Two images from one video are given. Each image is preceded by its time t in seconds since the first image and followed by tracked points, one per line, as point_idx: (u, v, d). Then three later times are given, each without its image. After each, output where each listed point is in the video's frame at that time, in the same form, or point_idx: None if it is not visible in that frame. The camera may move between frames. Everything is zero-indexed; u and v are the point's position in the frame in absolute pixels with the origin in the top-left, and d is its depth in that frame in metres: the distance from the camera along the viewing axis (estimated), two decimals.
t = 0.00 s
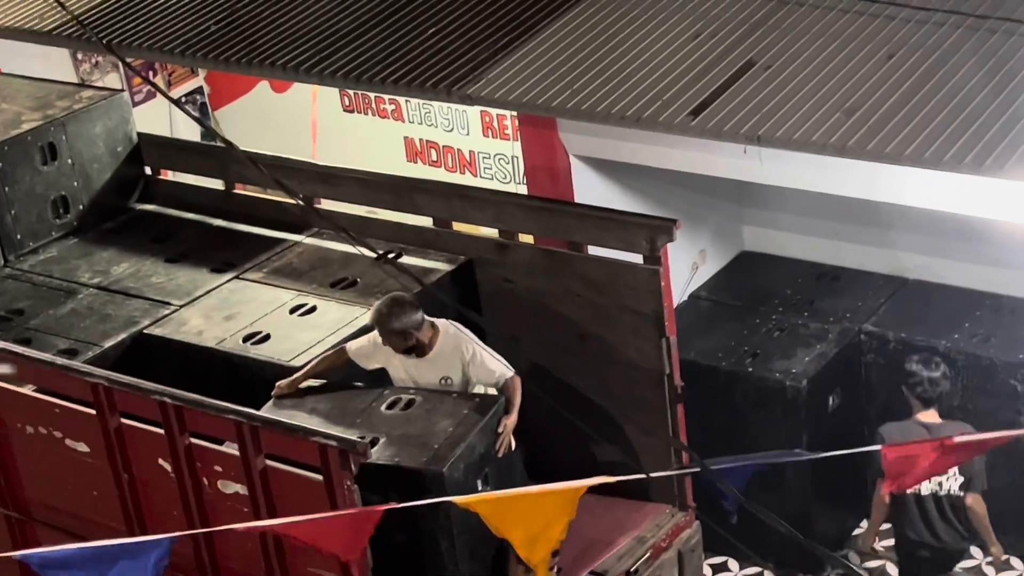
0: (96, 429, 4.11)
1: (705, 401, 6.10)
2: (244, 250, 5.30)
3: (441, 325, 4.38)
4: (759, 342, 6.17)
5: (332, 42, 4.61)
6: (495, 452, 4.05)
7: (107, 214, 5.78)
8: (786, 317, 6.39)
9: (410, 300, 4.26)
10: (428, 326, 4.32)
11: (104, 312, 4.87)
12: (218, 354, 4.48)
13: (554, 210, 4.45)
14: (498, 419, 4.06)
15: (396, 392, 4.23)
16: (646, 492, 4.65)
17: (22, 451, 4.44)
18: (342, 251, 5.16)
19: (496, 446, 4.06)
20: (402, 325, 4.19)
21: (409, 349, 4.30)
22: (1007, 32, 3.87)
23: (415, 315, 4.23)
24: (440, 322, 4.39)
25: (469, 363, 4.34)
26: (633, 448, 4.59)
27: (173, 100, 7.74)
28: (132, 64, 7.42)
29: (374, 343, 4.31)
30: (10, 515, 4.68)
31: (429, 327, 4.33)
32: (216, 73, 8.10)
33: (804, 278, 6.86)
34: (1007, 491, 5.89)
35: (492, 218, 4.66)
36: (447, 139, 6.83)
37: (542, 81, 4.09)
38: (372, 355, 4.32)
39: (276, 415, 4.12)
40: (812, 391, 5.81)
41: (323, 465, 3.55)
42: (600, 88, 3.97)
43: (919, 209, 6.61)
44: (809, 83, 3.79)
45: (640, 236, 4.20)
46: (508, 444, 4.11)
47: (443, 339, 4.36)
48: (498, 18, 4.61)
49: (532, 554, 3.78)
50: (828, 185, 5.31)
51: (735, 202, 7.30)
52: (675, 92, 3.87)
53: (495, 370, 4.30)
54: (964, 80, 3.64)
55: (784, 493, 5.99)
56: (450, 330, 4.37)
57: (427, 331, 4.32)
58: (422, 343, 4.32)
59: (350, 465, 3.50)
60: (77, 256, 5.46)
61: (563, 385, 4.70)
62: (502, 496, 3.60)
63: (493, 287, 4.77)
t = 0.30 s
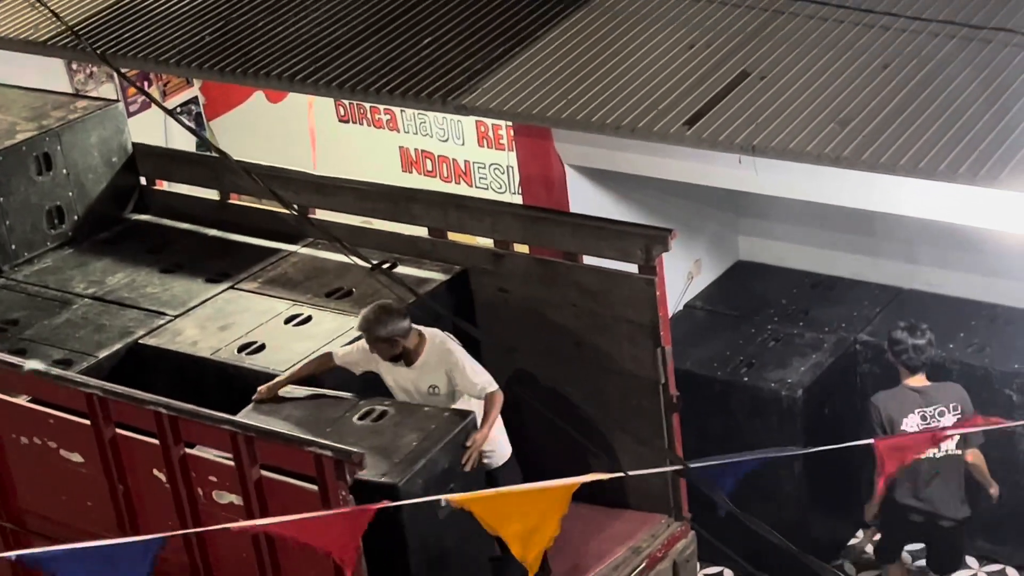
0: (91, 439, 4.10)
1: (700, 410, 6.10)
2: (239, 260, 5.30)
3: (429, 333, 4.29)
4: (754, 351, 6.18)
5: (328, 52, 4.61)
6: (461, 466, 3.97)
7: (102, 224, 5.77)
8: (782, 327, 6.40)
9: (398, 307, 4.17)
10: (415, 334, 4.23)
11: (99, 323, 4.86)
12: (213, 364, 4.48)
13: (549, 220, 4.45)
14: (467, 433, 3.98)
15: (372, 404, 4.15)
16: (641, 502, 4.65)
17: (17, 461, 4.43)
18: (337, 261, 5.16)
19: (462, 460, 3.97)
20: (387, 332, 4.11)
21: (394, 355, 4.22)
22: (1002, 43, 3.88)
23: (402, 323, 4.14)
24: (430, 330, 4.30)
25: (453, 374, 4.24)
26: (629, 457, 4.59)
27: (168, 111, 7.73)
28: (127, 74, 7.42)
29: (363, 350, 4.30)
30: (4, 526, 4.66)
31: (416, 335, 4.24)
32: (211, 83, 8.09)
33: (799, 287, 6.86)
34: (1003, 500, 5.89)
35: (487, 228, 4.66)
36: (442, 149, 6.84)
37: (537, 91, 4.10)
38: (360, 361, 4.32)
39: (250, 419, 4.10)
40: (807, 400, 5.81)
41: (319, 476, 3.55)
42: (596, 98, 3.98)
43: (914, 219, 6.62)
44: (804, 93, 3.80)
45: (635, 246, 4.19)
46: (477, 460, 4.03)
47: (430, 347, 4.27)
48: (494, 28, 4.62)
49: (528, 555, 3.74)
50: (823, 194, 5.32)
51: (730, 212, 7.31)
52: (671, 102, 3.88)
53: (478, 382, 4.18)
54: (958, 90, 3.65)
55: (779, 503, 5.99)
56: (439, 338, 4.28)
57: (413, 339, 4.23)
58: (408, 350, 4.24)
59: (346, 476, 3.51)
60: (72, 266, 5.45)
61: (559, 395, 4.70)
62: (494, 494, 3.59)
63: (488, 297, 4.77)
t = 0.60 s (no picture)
0: (90, 443, 4.10)
1: (699, 415, 6.10)
2: (239, 265, 5.30)
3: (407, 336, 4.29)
4: (754, 356, 6.18)
5: (327, 57, 4.62)
6: (427, 474, 3.81)
7: (101, 229, 5.77)
8: (781, 331, 6.40)
9: (374, 311, 4.19)
10: (392, 337, 4.24)
11: (99, 327, 4.86)
12: (212, 369, 4.48)
13: (548, 224, 4.44)
14: (437, 441, 3.84)
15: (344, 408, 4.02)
16: (641, 508, 4.64)
17: (16, 466, 4.43)
18: (337, 265, 5.16)
19: (431, 468, 3.82)
20: (363, 334, 4.13)
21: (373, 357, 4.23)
22: (1000, 47, 3.88)
23: (377, 326, 4.15)
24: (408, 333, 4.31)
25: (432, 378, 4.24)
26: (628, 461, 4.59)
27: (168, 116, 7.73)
28: (127, 80, 7.42)
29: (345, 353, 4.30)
30: (4, 531, 4.66)
31: (393, 338, 4.24)
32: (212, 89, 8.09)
33: (798, 292, 6.87)
34: (1003, 503, 5.88)
35: (486, 232, 4.66)
36: (442, 154, 6.85)
37: (537, 96, 4.10)
38: (344, 364, 4.32)
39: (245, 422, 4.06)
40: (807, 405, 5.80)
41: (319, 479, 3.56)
42: (595, 103, 3.99)
43: (913, 223, 6.63)
44: (802, 97, 3.81)
45: (634, 251, 4.18)
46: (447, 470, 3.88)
47: (409, 350, 4.26)
48: (493, 33, 4.63)
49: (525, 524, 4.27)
50: (823, 200, 5.32)
51: (730, 217, 7.31)
52: (670, 107, 3.89)
53: (456, 386, 4.20)
54: (957, 95, 3.65)
55: (779, 507, 5.98)
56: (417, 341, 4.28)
57: (391, 342, 4.23)
58: (387, 353, 4.25)
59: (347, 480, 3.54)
60: (72, 271, 5.46)
61: (558, 399, 4.70)
62: (498, 471, 3.82)
63: (487, 301, 4.77)
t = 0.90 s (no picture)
0: (89, 446, 4.09)
1: (699, 417, 6.10)
2: (238, 268, 5.30)
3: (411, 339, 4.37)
4: (753, 359, 6.18)
5: (327, 60, 4.62)
6: (409, 478, 3.83)
7: (101, 231, 5.78)
8: (781, 334, 6.40)
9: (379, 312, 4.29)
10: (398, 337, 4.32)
11: (98, 330, 4.86)
12: (211, 372, 4.48)
13: (547, 227, 4.44)
14: (418, 445, 3.85)
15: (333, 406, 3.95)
16: (639, 511, 4.65)
17: (16, 468, 4.42)
18: (336, 268, 5.16)
19: (411, 471, 3.84)
20: (372, 330, 4.21)
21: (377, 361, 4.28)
22: (999, 50, 3.89)
23: (385, 323, 4.25)
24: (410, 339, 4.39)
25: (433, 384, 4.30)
26: (627, 463, 4.59)
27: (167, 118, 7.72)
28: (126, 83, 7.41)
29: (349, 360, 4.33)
30: (3, 533, 4.66)
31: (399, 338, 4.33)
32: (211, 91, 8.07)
33: (798, 295, 6.87)
34: (1001, 506, 5.89)
35: (486, 235, 4.66)
36: (442, 157, 6.85)
37: (537, 99, 4.10)
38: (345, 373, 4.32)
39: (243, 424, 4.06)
40: (807, 408, 5.80)
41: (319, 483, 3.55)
42: (594, 106, 3.99)
43: (912, 226, 6.63)
44: (802, 100, 3.81)
45: (632, 254, 4.18)
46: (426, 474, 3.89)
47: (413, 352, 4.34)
48: (492, 36, 4.63)
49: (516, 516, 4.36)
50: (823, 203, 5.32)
51: (730, 219, 7.31)
52: (668, 110, 3.88)
53: (456, 392, 4.27)
54: (957, 98, 3.65)
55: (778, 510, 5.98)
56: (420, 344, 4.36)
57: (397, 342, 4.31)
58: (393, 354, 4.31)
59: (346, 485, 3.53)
60: (71, 273, 5.46)
61: (557, 401, 4.70)
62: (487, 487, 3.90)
63: (486, 304, 4.77)
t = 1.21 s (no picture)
0: (91, 449, 4.09)
1: (701, 420, 6.09)
2: (241, 270, 5.30)
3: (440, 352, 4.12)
4: (755, 361, 6.18)
5: (329, 63, 4.62)
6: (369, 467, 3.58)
7: (103, 234, 5.78)
8: (783, 337, 6.40)
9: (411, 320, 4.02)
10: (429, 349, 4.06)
11: (101, 332, 4.86)
12: (214, 374, 4.48)
13: (550, 229, 4.44)
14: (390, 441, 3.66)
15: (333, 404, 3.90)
16: (642, 513, 4.65)
17: (17, 471, 4.42)
18: (338, 270, 5.16)
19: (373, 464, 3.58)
20: (406, 341, 3.93)
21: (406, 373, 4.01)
22: (1002, 53, 3.89)
23: (416, 334, 3.98)
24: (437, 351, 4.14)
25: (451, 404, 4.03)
26: (629, 466, 4.59)
27: (170, 121, 7.71)
28: (129, 85, 7.41)
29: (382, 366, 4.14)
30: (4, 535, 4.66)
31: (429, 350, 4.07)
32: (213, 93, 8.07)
33: (800, 297, 6.86)
34: (1005, 508, 5.88)
35: (488, 238, 4.66)
36: (444, 159, 6.85)
37: (539, 101, 4.11)
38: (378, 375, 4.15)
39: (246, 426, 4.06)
40: (809, 411, 5.79)
41: (319, 484, 3.55)
42: (596, 109, 3.99)
43: (914, 229, 6.63)
44: (804, 103, 3.81)
45: (635, 256, 4.19)
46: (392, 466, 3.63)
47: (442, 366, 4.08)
48: (494, 38, 4.64)
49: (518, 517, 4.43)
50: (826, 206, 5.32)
51: (732, 222, 7.31)
52: (670, 113, 3.89)
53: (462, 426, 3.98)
54: (958, 100, 3.65)
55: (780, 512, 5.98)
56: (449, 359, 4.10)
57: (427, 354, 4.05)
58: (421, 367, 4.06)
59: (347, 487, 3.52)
60: (74, 276, 5.46)
61: (559, 403, 4.70)
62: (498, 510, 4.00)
63: (488, 306, 4.77)
